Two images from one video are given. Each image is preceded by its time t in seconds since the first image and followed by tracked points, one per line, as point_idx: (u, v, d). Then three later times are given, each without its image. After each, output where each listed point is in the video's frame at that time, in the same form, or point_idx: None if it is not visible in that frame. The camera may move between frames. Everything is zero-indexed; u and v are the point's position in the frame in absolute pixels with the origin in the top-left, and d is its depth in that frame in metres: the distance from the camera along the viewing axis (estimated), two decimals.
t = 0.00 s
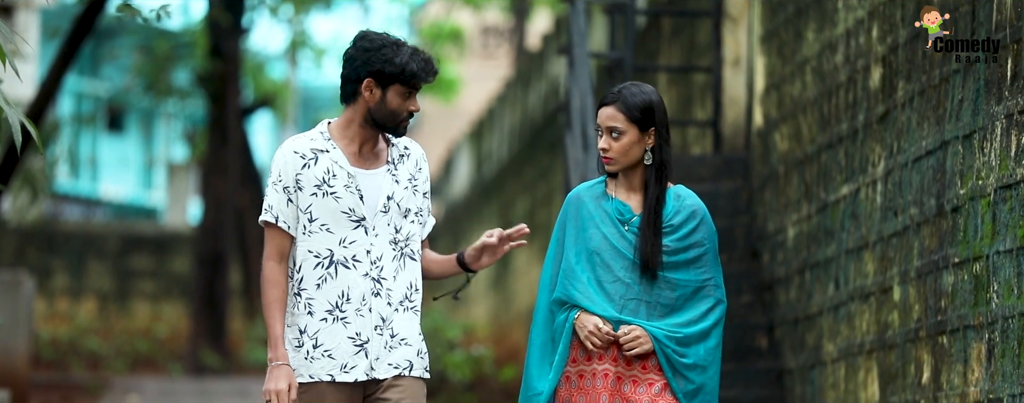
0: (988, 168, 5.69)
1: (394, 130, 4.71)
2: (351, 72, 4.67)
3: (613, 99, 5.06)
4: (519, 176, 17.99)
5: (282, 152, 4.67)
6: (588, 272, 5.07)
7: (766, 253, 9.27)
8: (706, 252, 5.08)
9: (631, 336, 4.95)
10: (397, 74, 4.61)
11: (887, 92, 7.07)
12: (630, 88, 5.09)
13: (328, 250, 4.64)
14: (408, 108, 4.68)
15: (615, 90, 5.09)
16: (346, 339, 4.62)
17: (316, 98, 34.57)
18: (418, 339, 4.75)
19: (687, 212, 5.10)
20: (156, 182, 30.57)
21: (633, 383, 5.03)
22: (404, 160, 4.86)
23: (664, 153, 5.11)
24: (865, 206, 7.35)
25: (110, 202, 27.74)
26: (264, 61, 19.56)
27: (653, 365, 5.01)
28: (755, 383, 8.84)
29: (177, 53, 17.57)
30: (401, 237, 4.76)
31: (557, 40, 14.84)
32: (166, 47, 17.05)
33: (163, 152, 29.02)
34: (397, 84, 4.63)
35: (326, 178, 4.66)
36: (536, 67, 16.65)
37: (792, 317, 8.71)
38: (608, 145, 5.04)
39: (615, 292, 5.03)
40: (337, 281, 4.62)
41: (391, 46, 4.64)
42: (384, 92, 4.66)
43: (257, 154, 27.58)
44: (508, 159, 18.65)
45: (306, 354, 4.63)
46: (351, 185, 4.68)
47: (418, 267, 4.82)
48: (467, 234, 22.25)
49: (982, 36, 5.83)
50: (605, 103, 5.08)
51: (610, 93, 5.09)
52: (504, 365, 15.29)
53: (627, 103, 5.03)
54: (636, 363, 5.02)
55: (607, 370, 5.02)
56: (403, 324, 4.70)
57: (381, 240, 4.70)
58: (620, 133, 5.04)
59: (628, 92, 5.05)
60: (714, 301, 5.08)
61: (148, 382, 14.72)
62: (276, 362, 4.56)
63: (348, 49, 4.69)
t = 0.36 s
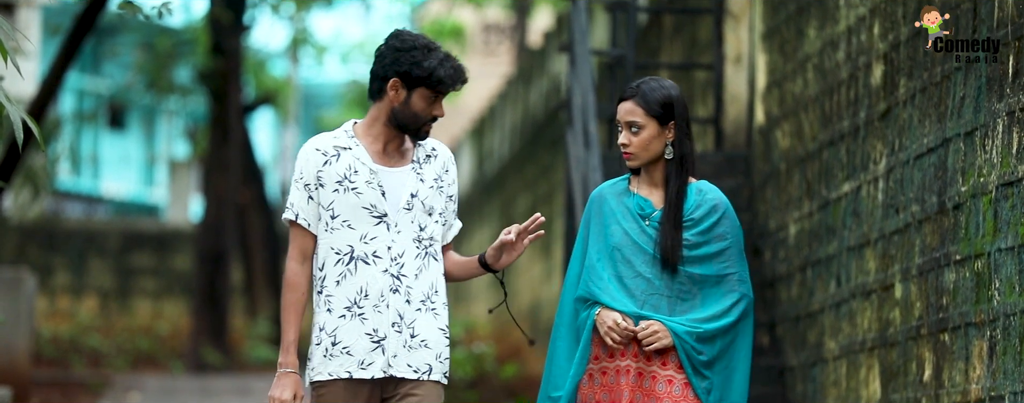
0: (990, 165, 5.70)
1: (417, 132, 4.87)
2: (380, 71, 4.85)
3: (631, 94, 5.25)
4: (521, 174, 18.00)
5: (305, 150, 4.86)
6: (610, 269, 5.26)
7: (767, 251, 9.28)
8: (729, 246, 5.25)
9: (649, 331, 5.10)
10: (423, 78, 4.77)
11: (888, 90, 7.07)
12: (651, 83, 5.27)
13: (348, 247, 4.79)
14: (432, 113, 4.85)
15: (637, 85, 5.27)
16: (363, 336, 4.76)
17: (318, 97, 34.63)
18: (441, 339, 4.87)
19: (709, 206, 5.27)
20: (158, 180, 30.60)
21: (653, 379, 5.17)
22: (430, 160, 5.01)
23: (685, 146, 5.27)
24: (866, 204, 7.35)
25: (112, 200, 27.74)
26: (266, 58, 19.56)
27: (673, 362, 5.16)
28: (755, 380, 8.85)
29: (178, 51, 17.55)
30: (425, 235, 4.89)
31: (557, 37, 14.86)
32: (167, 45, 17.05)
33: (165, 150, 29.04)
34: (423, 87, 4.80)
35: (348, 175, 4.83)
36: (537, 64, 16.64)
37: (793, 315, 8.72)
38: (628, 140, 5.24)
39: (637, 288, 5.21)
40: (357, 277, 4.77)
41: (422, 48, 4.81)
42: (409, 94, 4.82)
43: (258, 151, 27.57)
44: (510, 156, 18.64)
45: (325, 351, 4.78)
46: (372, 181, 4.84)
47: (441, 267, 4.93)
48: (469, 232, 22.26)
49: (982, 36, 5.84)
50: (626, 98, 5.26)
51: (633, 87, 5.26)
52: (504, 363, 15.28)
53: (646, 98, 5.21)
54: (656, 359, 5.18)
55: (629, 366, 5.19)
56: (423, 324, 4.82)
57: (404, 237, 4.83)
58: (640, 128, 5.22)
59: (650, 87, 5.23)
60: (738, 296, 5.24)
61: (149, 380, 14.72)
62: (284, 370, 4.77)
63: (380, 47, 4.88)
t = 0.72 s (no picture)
0: (991, 164, 5.70)
1: (454, 128, 4.83)
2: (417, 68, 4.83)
3: (661, 91, 5.05)
4: (522, 173, 18.00)
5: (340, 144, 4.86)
6: (641, 266, 5.08)
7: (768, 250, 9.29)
8: (761, 241, 5.06)
9: (681, 329, 4.94)
10: (459, 74, 4.75)
11: (889, 89, 7.06)
12: (681, 79, 5.07)
13: (378, 243, 4.78)
14: (468, 110, 4.81)
15: (664, 81, 5.07)
16: (390, 333, 4.74)
17: (319, 96, 34.64)
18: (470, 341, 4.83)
19: (740, 201, 5.07)
20: (159, 179, 30.59)
21: (683, 378, 5.02)
22: (467, 158, 4.94)
23: (718, 142, 5.08)
24: (867, 203, 7.34)
25: (113, 199, 27.73)
26: (267, 57, 19.55)
27: (705, 361, 5.00)
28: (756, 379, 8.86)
29: (179, 50, 17.54)
30: (457, 234, 4.85)
31: (558, 37, 14.90)
32: (168, 44, 17.06)
33: (166, 149, 29.02)
34: (459, 83, 4.77)
35: (380, 171, 4.82)
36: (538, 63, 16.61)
37: (795, 314, 8.72)
38: (660, 137, 5.04)
39: (668, 286, 5.02)
40: (386, 274, 4.76)
41: (457, 44, 4.78)
42: (445, 90, 4.80)
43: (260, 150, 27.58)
44: (510, 156, 18.64)
45: (351, 344, 4.77)
46: (404, 178, 4.82)
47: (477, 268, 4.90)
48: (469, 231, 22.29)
49: (982, 36, 5.84)
50: (656, 95, 5.06)
51: (661, 84, 5.06)
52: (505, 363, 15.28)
53: (677, 95, 5.02)
54: (687, 358, 5.02)
55: (660, 365, 4.99)
56: (453, 324, 4.79)
57: (435, 236, 4.80)
58: (672, 124, 5.02)
59: (679, 83, 5.04)
60: (771, 291, 5.05)
61: (149, 379, 14.72)
62: (314, 351, 4.78)
63: (415, 45, 4.85)
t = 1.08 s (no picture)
0: (992, 165, 5.69)
1: (461, 127, 4.60)
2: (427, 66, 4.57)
3: (680, 91, 4.87)
4: (523, 174, 18.01)
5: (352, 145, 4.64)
6: (656, 267, 4.91)
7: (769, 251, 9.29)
8: (778, 244, 4.91)
9: (700, 332, 4.77)
10: (463, 72, 4.49)
11: (891, 90, 7.05)
12: (699, 79, 4.91)
13: (386, 245, 4.56)
14: (475, 108, 4.56)
15: (682, 81, 4.90)
16: (397, 335, 4.52)
17: (321, 98, 34.64)
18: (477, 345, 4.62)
19: (757, 203, 4.93)
20: (160, 180, 30.56)
21: (699, 381, 4.85)
22: (479, 160, 4.71)
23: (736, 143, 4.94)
24: (869, 203, 7.33)
25: (114, 199, 27.72)
26: (268, 58, 19.52)
27: (721, 364, 4.85)
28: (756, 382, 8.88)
29: (181, 51, 17.54)
30: (467, 237, 4.61)
31: (560, 37, 14.92)
32: (169, 45, 17.07)
33: (167, 149, 29.00)
34: (463, 82, 4.51)
35: (391, 172, 4.60)
36: (540, 64, 16.58)
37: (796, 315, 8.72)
38: (680, 138, 4.87)
39: (685, 287, 4.86)
40: (394, 276, 4.54)
41: (464, 43, 4.53)
42: (451, 89, 4.54)
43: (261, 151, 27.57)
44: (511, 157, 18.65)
45: (357, 340, 4.55)
46: (413, 179, 4.60)
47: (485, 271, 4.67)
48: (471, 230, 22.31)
49: (982, 37, 5.85)
50: (674, 95, 4.89)
51: (679, 84, 4.89)
52: (506, 364, 15.30)
53: (696, 95, 4.85)
54: (703, 360, 4.85)
55: (674, 367, 4.83)
56: (461, 328, 4.58)
57: (444, 238, 4.58)
58: (692, 125, 4.86)
59: (697, 83, 4.87)
60: (787, 294, 4.91)
61: (151, 379, 14.74)
62: (318, 359, 4.58)
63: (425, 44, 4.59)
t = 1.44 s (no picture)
0: (994, 166, 5.69)
1: (413, 124, 4.70)
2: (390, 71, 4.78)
3: (687, 94, 4.88)
4: (524, 175, 17.97)
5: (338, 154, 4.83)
6: (655, 271, 4.93)
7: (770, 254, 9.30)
8: (775, 248, 4.95)
9: (703, 337, 4.82)
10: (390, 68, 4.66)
11: (892, 91, 7.04)
12: (700, 81, 4.92)
13: (378, 251, 4.71)
14: (412, 102, 4.65)
15: (683, 83, 4.92)
16: (393, 342, 4.68)
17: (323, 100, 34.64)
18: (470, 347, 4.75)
19: (755, 207, 4.96)
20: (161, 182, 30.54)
21: (701, 385, 4.91)
22: (469, 160, 4.79)
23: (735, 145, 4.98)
24: (870, 206, 7.33)
25: (115, 202, 27.72)
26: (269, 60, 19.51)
27: (723, 369, 4.90)
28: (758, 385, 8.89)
29: (183, 52, 17.50)
30: (457, 239, 4.73)
31: (561, 38, 14.88)
32: (170, 47, 17.03)
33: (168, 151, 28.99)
34: (394, 78, 4.66)
35: (376, 178, 4.76)
36: (542, 65, 16.54)
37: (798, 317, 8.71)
38: (686, 142, 4.89)
39: (685, 292, 4.89)
40: (386, 282, 4.70)
41: (399, 40, 4.69)
42: (394, 87, 4.70)
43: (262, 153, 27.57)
44: (513, 158, 18.62)
45: (355, 350, 4.70)
46: (399, 183, 4.74)
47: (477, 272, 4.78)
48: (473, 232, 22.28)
49: (984, 37, 5.85)
50: (678, 99, 4.90)
51: (684, 88, 4.90)
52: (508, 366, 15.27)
53: (703, 97, 4.87)
54: (705, 365, 4.91)
55: (678, 372, 4.87)
56: (456, 330, 4.71)
57: (433, 241, 4.71)
58: (698, 129, 4.88)
59: (697, 84, 4.89)
60: (783, 298, 4.95)
61: (152, 382, 14.71)
62: (313, 373, 4.75)
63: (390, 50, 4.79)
